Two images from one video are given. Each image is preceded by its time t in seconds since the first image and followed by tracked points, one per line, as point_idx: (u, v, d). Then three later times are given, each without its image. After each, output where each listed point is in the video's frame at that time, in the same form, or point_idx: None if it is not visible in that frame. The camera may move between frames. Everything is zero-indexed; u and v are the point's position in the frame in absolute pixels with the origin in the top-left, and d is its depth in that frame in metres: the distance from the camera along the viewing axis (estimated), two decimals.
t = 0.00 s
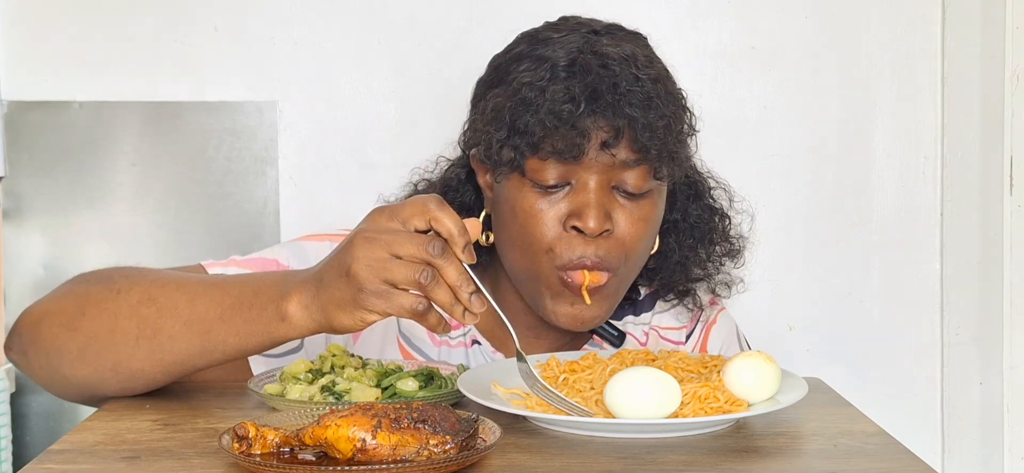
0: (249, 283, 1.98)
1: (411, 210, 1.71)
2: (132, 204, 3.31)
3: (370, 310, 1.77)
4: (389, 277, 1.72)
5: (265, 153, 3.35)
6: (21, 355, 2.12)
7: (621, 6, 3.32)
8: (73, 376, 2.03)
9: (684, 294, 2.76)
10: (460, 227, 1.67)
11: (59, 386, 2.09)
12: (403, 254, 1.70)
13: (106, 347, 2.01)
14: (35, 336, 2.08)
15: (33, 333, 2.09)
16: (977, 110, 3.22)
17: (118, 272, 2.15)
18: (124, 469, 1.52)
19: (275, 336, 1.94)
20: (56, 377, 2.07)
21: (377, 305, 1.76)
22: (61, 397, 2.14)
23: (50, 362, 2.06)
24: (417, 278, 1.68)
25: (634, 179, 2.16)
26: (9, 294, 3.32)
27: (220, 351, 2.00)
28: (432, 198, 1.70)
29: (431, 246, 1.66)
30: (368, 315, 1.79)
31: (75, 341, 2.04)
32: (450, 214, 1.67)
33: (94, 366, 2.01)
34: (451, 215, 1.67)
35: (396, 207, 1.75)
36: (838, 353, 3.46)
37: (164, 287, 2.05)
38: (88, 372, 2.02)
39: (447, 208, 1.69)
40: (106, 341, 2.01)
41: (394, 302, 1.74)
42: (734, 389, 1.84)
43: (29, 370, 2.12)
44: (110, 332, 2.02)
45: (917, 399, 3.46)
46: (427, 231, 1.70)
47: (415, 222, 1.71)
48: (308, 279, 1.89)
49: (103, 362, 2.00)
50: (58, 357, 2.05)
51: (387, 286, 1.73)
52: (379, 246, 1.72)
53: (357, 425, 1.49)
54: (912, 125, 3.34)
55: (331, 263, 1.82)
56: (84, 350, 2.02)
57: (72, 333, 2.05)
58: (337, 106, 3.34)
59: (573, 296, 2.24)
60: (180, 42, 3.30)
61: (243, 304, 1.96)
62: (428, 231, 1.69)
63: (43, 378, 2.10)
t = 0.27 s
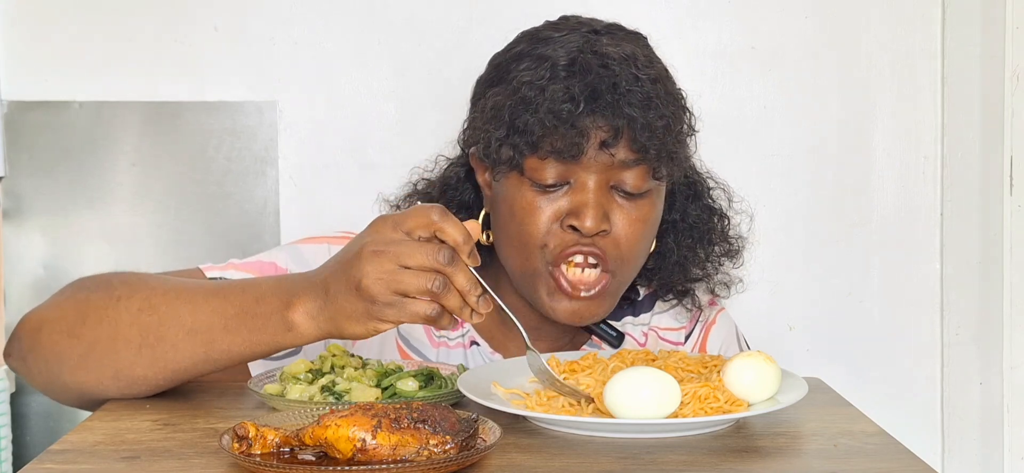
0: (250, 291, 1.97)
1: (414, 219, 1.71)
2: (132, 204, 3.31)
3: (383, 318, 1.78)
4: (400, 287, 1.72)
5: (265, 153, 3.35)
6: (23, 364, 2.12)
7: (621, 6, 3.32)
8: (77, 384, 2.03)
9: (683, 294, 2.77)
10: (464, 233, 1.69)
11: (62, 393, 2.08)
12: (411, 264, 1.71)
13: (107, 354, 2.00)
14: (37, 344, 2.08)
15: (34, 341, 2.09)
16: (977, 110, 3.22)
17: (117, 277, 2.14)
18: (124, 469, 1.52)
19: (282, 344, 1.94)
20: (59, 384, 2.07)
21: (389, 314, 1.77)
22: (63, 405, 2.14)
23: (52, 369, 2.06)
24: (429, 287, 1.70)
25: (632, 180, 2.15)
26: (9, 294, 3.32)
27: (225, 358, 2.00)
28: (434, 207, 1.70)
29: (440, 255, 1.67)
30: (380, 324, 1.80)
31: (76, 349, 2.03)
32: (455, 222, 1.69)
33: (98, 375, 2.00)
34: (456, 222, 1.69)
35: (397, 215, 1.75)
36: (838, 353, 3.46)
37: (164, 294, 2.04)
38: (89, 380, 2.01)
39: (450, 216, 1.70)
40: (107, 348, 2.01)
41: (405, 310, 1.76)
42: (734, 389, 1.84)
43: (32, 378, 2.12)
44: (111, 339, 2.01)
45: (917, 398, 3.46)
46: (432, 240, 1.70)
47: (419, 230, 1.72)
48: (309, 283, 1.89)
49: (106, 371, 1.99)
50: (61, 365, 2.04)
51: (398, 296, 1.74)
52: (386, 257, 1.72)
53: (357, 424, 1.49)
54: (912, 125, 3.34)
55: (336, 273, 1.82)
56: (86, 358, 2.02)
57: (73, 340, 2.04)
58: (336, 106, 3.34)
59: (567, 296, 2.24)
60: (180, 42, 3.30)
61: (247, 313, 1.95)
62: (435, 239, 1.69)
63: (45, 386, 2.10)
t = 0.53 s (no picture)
0: (255, 291, 1.98)
1: (405, 200, 1.72)
2: (132, 204, 3.31)
3: (383, 302, 1.79)
4: (396, 268, 1.73)
5: (265, 153, 3.35)
6: (23, 369, 2.11)
7: (621, 7, 3.32)
8: (77, 386, 2.02)
9: (682, 294, 2.77)
10: (453, 209, 1.69)
11: (63, 397, 2.08)
12: (405, 246, 1.72)
13: (109, 357, 2.00)
14: (38, 348, 2.08)
15: (35, 346, 2.09)
16: (977, 110, 3.22)
17: (117, 280, 2.14)
18: (124, 469, 1.52)
19: (287, 343, 1.96)
20: (60, 388, 2.06)
21: (388, 297, 1.78)
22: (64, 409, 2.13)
23: (53, 374, 2.05)
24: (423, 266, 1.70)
25: (630, 176, 2.15)
26: (10, 294, 3.32)
27: (228, 359, 2.00)
28: (423, 186, 1.71)
29: (431, 234, 1.68)
30: (381, 307, 1.81)
31: (78, 352, 2.03)
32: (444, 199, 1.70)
33: (98, 377, 1.99)
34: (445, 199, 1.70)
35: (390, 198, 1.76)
36: (838, 353, 3.46)
37: (167, 296, 2.05)
38: (90, 383, 2.00)
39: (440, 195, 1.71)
40: (108, 351, 2.00)
41: (403, 292, 1.76)
42: (733, 389, 1.84)
43: (33, 383, 2.11)
44: (112, 342, 2.01)
45: (917, 398, 3.46)
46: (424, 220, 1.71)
47: (411, 210, 1.72)
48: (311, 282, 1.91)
49: (106, 372, 1.98)
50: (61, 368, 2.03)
51: (394, 277, 1.75)
52: (381, 240, 1.73)
53: (357, 424, 1.49)
54: (912, 125, 3.34)
55: (335, 259, 1.84)
56: (86, 361, 2.01)
57: (74, 344, 2.04)
58: (337, 106, 3.34)
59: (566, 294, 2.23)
60: (180, 42, 3.30)
61: (252, 313, 1.97)
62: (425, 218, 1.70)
63: (47, 390, 2.10)
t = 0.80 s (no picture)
0: (264, 289, 2.00)
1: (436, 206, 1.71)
2: (132, 204, 3.31)
3: (397, 297, 1.79)
4: (415, 265, 1.73)
5: (265, 153, 3.35)
6: (24, 365, 2.11)
7: (621, 7, 3.32)
8: (77, 381, 2.02)
9: (681, 294, 2.76)
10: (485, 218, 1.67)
11: (63, 393, 2.07)
12: (427, 245, 1.71)
13: (112, 352, 1.99)
14: (40, 344, 2.07)
15: (36, 341, 2.08)
16: (977, 110, 3.22)
17: (120, 278, 2.15)
18: (124, 469, 1.52)
19: (289, 338, 1.96)
20: (61, 384, 2.05)
21: (403, 293, 1.78)
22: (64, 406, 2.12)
23: (54, 369, 2.05)
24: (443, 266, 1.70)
25: (630, 174, 2.15)
26: (10, 294, 3.32)
27: (230, 356, 2.00)
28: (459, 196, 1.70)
29: (455, 235, 1.67)
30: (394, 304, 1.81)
31: (80, 347, 2.03)
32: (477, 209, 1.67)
33: (100, 370, 1.99)
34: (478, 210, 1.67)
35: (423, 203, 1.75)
36: (838, 353, 3.46)
37: (172, 291, 2.06)
38: (92, 378, 2.00)
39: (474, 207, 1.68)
40: (111, 346, 2.00)
41: (420, 289, 1.77)
42: (734, 389, 1.84)
43: (33, 379, 2.11)
44: (116, 337, 2.01)
45: (917, 398, 3.46)
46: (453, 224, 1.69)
47: (440, 216, 1.71)
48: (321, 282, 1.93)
49: (108, 366, 1.99)
50: (62, 361, 2.03)
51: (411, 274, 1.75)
52: (404, 239, 1.73)
53: (357, 424, 1.49)
54: (912, 124, 3.34)
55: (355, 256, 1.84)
56: (89, 356, 2.01)
57: (77, 340, 2.04)
58: (336, 106, 3.34)
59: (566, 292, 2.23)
60: (180, 42, 3.30)
61: (259, 308, 1.98)
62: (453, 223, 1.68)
63: (47, 386, 2.09)
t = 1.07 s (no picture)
0: (269, 288, 2.00)
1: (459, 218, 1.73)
2: (132, 204, 3.31)
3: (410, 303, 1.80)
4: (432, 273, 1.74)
5: (265, 153, 3.35)
6: (26, 364, 2.10)
7: (621, 7, 3.32)
8: (80, 380, 2.02)
9: (682, 294, 2.76)
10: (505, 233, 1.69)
11: (66, 392, 2.07)
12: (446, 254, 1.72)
13: (115, 350, 1.99)
14: (42, 343, 2.07)
15: (38, 340, 2.08)
16: (977, 110, 3.22)
17: (122, 277, 2.15)
18: (124, 469, 1.52)
19: (294, 337, 1.96)
20: (63, 382, 2.05)
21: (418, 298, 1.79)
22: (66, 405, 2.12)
23: (56, 368, 2.04)
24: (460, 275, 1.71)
25: (632, 170, 2.15)
26: (10, 294, 3.32)
27: (233, 354, 2.00)
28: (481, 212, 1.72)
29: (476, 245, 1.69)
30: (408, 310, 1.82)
31: (83, 345, 2.02)
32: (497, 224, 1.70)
33: (103, 369, 1.99)
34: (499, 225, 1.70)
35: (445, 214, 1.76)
36: (838, 353, 3.46)
37: (175, 289, 2.06)
38: (96, 376, 2.00)
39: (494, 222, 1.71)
40: (115, 344, 2.00)
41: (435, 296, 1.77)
42: (734, 390, 1.84)
43: (36, 378, 2.10)
44: (119, 335, 2.01)
45: (917, 398, 3.46)
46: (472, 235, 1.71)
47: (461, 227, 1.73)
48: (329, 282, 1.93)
49: (112, 365, 1.99)
50: (65, 360, 2.03)
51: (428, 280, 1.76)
52: (423, 246, 1.74)
53: (357, 425, 1.49)
54: (912, 124, 3.34)
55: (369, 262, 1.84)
56: (92, 353, 2.01)
57: (80, 338, 2.04)
58: (336, 106, 3.34)
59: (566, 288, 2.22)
60: (180, 42, 3.30)
61: (264, 305, 1.98)
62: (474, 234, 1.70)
63: (50, 385, 2.09)
